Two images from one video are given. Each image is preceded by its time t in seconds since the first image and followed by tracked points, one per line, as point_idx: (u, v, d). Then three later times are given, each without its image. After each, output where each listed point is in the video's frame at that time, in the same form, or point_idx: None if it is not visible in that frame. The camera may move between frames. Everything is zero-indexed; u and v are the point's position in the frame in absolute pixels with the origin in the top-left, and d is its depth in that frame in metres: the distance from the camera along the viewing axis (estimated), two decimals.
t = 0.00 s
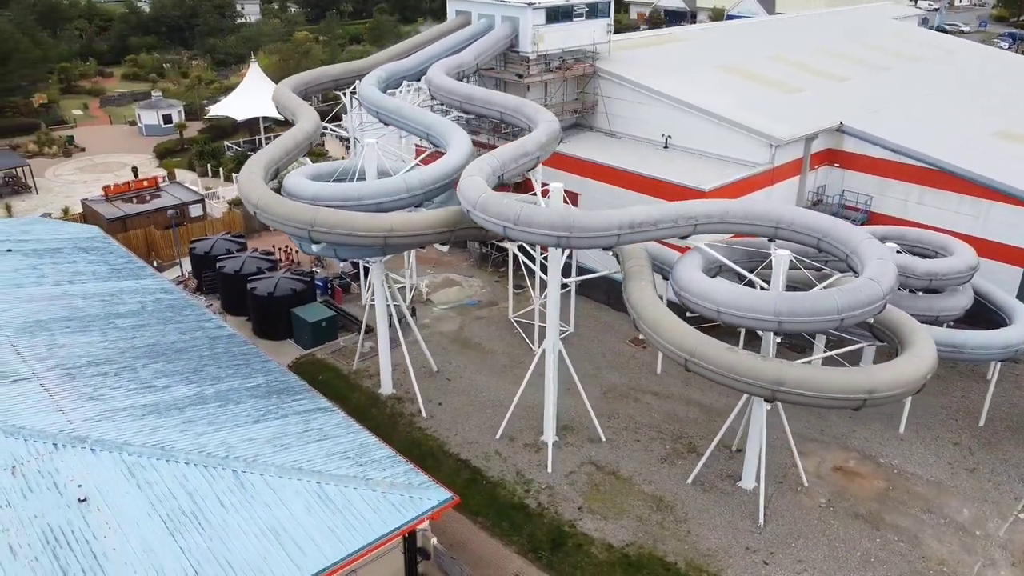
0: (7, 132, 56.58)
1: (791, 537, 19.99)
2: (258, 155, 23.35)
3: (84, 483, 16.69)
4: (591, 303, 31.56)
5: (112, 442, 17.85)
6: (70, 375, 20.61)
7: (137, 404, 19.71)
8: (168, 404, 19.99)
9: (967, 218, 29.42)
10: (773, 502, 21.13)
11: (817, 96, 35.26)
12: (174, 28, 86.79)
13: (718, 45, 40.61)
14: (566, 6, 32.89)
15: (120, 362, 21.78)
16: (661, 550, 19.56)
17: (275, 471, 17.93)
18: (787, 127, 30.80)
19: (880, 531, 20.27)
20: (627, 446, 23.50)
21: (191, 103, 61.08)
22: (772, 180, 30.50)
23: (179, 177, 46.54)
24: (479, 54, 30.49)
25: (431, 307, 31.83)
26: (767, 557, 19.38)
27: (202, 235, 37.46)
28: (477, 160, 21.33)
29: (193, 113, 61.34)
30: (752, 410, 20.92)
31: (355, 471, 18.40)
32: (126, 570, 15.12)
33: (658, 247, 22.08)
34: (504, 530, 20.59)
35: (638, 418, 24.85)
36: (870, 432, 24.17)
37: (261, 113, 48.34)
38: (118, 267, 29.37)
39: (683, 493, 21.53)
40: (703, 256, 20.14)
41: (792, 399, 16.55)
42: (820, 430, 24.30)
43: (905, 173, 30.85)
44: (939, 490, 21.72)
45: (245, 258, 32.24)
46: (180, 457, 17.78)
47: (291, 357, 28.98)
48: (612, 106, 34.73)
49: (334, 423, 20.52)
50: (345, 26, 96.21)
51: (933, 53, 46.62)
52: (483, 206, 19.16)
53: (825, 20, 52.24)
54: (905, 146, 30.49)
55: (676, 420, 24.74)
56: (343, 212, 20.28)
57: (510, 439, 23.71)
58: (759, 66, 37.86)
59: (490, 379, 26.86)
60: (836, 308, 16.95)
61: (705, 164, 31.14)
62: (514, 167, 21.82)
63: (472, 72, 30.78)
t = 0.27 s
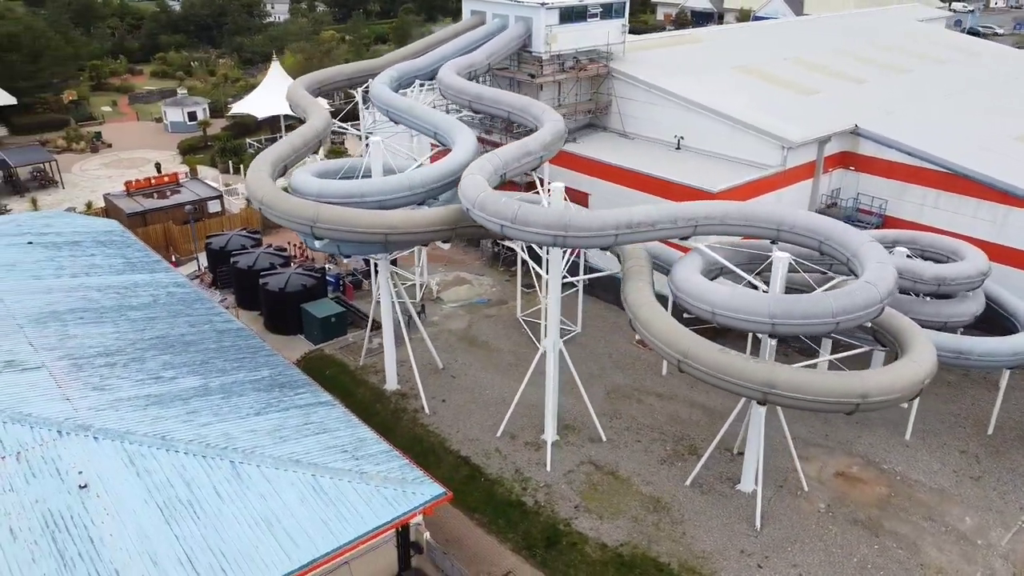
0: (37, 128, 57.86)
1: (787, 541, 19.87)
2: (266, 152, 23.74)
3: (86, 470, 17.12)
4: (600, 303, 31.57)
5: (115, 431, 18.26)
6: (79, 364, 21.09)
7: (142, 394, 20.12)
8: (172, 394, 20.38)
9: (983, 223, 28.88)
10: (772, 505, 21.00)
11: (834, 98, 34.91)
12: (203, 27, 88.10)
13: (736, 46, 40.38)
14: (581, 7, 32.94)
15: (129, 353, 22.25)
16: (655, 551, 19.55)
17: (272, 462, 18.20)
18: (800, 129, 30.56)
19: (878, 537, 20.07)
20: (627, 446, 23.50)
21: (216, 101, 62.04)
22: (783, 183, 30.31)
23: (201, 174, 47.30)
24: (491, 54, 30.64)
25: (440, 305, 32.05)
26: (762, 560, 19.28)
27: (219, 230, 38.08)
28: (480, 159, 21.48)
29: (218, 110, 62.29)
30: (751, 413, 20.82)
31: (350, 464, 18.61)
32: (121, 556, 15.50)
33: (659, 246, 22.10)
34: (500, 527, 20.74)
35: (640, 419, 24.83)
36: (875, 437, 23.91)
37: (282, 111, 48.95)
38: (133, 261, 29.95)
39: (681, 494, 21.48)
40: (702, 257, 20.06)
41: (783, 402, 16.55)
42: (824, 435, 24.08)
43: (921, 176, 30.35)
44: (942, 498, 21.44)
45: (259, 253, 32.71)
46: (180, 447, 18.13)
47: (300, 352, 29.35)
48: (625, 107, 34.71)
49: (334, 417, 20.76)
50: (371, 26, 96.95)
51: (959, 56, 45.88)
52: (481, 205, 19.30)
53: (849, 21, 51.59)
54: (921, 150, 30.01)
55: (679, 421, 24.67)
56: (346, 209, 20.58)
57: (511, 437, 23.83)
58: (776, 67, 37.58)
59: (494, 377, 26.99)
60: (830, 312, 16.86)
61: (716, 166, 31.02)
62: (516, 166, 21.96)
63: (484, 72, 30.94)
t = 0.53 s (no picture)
0: (67, 124, 59.14)
1: (783, 545, 19.74)
2: (275, 149, 24.10)
3: (87, 458, 17.53)
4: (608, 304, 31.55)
5: (118, 420, 18.67)
6: (88, 355, 21.60)
7: (147, 385, 20.56)
8: (177, 386, 20.78)
9: (999, 228, 28.42)
10: (770, 509, 20.88)
11: (850, 100, 34.52)
12: (232, 26, 89.40)
13: (755, 47, 40.08)
14: (594, 7, 32.94)
15: (138, 345, 22.73)
16: (649, 551, 19.54)
17: (269, 454, 18.48)
18: (813, 130, 30.27)
19: (877, 544, 19.86)
20: (628, 446, 23.49)
21: (241, 99, 62.95)
22: (796, 185, 30.02)
23: (222, 170, 48.02)
24: (502, 54, 30.78)
25: (450, 303, 32.24)
26: (756, 564, 19.19)
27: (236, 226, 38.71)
28: (482, 158, 21.59)
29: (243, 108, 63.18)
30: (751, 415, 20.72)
31: (346, 458, 18.83)
32: (118, 543, 15.88)
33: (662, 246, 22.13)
34: (497, 524, 20.88)
35: (642, 419, 24.79)
36: (879, 443, 23.66)
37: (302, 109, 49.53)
38: (149, 255, 30.52)
39: (678, 496, 21.43)
40: (701, 258, 20.02)
41: (775, 404, 16.44)
42: (828, 440, 23.86)
43: (937, 180, 29.93)
44: (944, 505, 21.16)
45: (273, 249, 33.17)
46: (180, 437, 18.49)
47: (309, 347, 29.72)
48: (638, 107, 34.65)
49: (334, 411, 21.00)
50: (397, 25, 97.54)
51: (984, 59, 45.11)
52: (480, 204, 19.41)
53: (874, 22, 50.94)
54: (937, 153, 29.60)
55: (681, 423, 24.58)
56: (348, 205, 20.82)
57: (512, 434, 23.93)
58: (794, 69, 37.25)
59: (498, 375, 27.12)
60: (825, 315, 16.72)
61: (727, 167, 30.85)
62: (520, 166, 22.06)
63: (496, 72, 31.08)
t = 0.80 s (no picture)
0: (95, 120, 60.32)
1: (779, 548, 19.64)
2: (284, 146, 24.44)
3: (90, 445, 17.96)
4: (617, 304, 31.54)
5: (121, 409, 19.09)
6: (97, 345, 22.08)
7: (153, 376, 20.98)
8: (182, 377, 21.18)
9: (1015, 234, 27.95)
10: (767, 512, 20.77)
11: (868, 103, 34.16)
12: (259, 25, 90.52)
13: (773, 48, 39.79)
14: (608, 7, 32.95)
15: (147, 336, 23.18)
16: (642, 551, 19.55)
17: (267, 446, 18.78)
18: (826, 133, 29.99)
19: (874, 550, 19.67)
20: (628, 447, 23.49)
21: (265, 98, 63.77)
22: (807, 187, 29.75)
23: (243, 167, 48.72)
24: (514, 54, 30.91)
25: (459, 301, 32.43)
26: (750, 566, 19.11)
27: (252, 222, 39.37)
28: (485, 157, 21.74)
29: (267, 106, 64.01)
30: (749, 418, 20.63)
31: (342, 452, 19.07)
32: (115, 529, 16.26)
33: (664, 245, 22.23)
34: (493, 520, 21.01)
35: (644, 420, 24.77)
36: (883, 449, 23.40)
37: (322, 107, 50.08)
38: (165, 249, 31.08)
39: (676, 497, 21.39)
40: (700, 259, 19.95)
41: (766, 407, 16.34)
42: (831, 444, 23.66)
43: (953, 185, 29.50)
44: (946, 513, 20.90)
45: (286, 245, 33.58)
46: (180, 428, 18.86)
47: (319, 342, 30.07)
48: (652, 108, 34.57)
49: (335, 405, 21.27)
50: (422, 25, 98.03)
51: (1010, 61, 44.38)
52: (479, 202, 19.56)
53: (898, 23, 50.29)
54: (953, 157, 29.17)
55: (683, 424, 24.52)
56: (350, 203, 21.07)
57: (513, 432, 24.04)
58: (811, 70, 36.92)
59: (503, 374, 27.24)
60: (819, 317, 16.60)
61: (738, 169, 30.69)
62: (522, 164, 22.18)
63: (507, 71, 31.22)
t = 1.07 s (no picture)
0: (121, 117, 61.41)
1: (773, 551, 19.55)
2: (292, 144, 24.78)
3: (93, 433, 18.40)
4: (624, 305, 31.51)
5: (124, 399, 19.51)
6: (106, 337, 22.55)
7: (158, 367, 21.41)
8: (186, 369, 21.59)
9: None
10: (763, 515, 20.68)
11: (884, 105, 33.77)
12: (285, 24, 91.54)
13: (790, 48, 39.47)
14: (621, 7, 32.91)
15: (155, 329, 23.64)
16: (635, 551, 19.57)
17: (264, 438, 19.09)
18: (838, 135, 29.72)
19: (870, 555, 19.50)
20: (627, 447, 23.49)
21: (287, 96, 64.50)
22: (818, 189, 29.50)
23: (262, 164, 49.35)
24: (525, 54, 31.02)
25: (468, 299, 32.60)
26: (743, 569, 19.05)
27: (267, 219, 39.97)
28: (487, 156, 21.85)
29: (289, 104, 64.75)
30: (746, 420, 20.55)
31: (338, 445, 19.32)
32: (112, 515, 16.65)
33: (665, 244, 22.40)
34: (489, 517, 21.16)
35: (645, 420, 24.74)
36: (886, 454, 23.16)
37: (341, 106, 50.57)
38: (179, 244, 31.61)
39: (672, 498, 21.37)
40: (699, 260, 19.91)
41: (756, 408, 16.35)
42: (834, 449, 23.46)
43: (967, 189, 29.05)
44: (946, 520, 20.65)
45: (298, 241, 33.95)
46: (181, 418, 19.23)
47: (327, 338, 30.41)
48: (664, 109, 34.49)
49: (335, 399, 21.53)
50: (446, 24, 98.47)
51: None
52: (477, 200, 19.69)
53: (923, 24, 49.58)
54: (968, 160, 28.73)
55: (684, 425, 24.46)
56: (352, 200, 21.33)
57: (513, 430, 24.15)
58: (827, 72, 36.57)
59: (507, 372, 27.36)
60: (812, 319, 16.55)
61: (748, 171, 30.53)
62: (524, 164, 22.27)
63: (518, 71, 31.33)
